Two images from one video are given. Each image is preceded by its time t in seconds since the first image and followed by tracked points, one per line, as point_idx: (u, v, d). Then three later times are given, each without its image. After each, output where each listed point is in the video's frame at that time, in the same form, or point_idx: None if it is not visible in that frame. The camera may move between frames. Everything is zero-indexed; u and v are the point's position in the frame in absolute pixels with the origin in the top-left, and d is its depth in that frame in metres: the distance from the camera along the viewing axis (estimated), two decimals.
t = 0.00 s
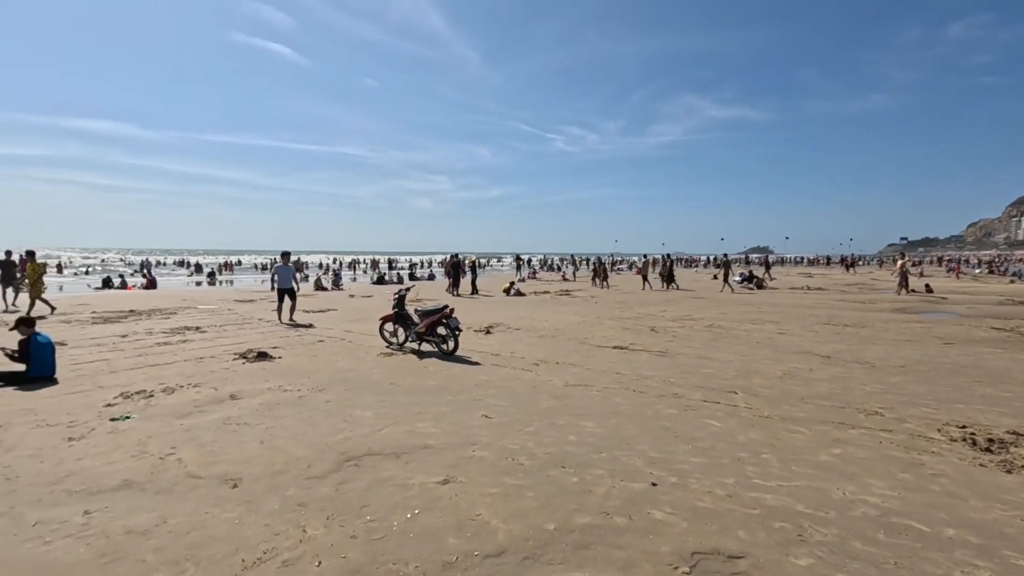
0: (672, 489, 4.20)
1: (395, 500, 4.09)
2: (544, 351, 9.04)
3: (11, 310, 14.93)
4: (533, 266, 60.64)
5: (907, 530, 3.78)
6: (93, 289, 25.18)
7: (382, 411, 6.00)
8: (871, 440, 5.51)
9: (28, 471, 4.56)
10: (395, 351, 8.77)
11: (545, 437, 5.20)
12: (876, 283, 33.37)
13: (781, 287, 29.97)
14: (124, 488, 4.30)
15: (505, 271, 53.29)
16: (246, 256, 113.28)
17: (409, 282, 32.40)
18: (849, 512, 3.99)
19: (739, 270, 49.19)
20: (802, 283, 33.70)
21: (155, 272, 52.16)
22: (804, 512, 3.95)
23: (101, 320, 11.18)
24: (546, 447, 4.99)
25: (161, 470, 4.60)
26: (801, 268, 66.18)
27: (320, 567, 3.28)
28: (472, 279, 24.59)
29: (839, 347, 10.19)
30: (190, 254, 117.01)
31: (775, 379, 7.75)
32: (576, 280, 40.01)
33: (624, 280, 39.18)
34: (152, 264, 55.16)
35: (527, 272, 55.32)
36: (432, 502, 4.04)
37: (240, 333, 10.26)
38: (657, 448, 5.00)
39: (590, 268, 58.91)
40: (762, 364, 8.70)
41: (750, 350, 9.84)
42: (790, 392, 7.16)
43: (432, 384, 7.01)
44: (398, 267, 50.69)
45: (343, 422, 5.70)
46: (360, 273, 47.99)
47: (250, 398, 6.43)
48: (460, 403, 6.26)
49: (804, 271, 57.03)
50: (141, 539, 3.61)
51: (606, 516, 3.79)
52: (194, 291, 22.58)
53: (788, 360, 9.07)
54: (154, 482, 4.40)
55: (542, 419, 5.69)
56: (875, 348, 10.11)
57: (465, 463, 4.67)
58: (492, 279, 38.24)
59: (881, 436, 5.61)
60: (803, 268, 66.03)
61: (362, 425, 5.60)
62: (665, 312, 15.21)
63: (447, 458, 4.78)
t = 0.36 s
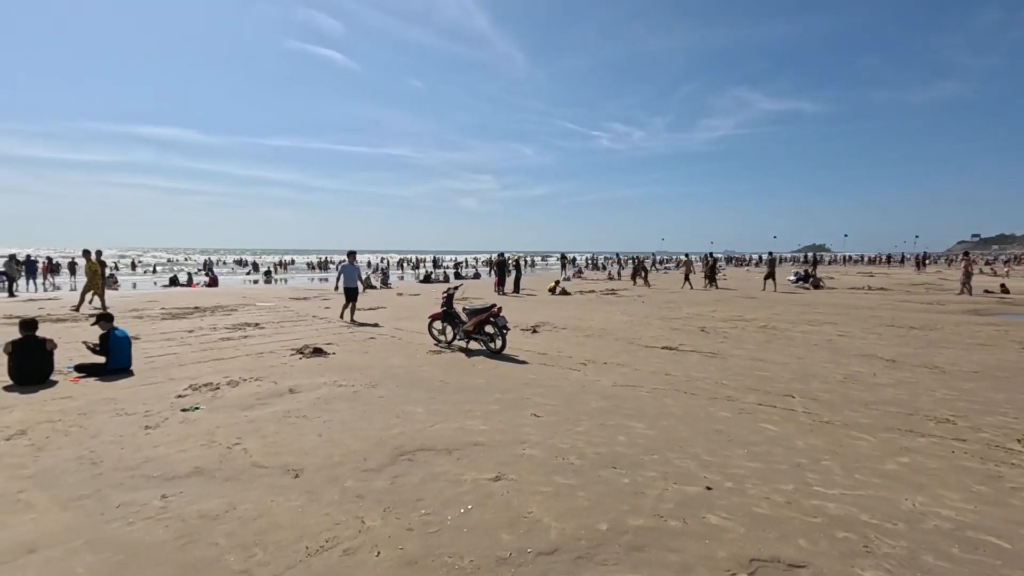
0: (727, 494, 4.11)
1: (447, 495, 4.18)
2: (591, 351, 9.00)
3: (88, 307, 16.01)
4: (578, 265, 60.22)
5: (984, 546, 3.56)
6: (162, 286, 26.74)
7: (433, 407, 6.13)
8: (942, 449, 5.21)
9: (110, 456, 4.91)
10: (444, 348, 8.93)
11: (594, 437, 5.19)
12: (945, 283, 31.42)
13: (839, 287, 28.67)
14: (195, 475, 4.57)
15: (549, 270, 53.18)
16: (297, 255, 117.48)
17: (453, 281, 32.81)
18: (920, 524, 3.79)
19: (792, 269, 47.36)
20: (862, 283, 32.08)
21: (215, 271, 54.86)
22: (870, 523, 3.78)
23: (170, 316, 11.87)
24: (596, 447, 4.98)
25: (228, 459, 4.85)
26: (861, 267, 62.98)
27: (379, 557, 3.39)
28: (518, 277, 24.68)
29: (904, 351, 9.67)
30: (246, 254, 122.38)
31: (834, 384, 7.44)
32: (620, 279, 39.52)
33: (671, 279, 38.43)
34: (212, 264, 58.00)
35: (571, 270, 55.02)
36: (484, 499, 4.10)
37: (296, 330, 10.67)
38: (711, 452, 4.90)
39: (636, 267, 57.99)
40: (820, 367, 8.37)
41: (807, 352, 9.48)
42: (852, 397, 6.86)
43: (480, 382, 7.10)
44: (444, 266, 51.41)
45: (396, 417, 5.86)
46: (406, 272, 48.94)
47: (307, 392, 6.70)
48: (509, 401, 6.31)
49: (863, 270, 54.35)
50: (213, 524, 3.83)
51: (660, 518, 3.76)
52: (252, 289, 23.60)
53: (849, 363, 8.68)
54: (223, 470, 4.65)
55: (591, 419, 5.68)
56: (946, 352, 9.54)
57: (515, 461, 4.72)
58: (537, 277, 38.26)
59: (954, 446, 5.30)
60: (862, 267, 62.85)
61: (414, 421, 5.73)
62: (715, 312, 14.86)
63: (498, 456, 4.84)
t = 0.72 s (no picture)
0: (785, 499, 4.00)
1: (498, 490, 4.24)
2: (637, 350, 8.90)
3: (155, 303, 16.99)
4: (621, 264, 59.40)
5: None
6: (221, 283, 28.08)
7: (481, 404, 6.22)
8: (1021, 459, 4.89)
9: (181, 444, 5.21)
10: (490, 346, 9.03)
11: (644, 438, 5.14)
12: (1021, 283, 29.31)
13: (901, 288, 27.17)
14: (259, 464, 4.80)
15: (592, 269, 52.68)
16: (344, 254, 120.76)
17: (495, 280, 33.00)
18: (996, 538, 3.58)
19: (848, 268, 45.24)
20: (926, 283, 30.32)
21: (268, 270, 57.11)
22: (940, 534, 3.60)
23: (229, 313, 12.45)
24: (646, 447, 4.93)
25: (288, 450, 5.07)
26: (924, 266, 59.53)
27: (434, 549, 3.48)
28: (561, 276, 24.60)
29: (975, 355, 9.10)
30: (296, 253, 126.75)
31: (897, 388, 7.10)
32: (665, 278, 38.75)
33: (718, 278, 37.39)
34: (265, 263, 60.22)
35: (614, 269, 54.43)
36: (535, 495, 4.14)
37: (346, 326, 11.01)
38: (766, 455, 4.77)
39: (681, 266, 56.71)
40: (881, 371, 8.00)
41: (867, 355, 9.07)
42: (918, 402, 6.53)
43: (527, 380, 7.14)
44: (487, 265, 51.70)
45: (445, 413, 5.97)
46: (449, 270, 49.54)
47: (359, 387, 6.91)
48: (556, 400, 6.33)
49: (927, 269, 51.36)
50: (277, 510, 4.02)
51: (714, 521, 3.70)
52: (303, 288, 23.74)
53: (914, 367, 8.25)
54: (283, 460, 4.87)
55: (640, 419, 5.63)
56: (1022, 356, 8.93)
57: (564, 459, 4.73)
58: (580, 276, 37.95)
59: None
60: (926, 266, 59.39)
61: (463, 417, 5.83)
62: (766, 313, 14.40)
63: (547, 453, 4.86)
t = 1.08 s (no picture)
0: (841, 504, 3.89)
1: (545, 486, 4.28)
2: (682, 350, 8.78)
3: (211, 300, 17.79)
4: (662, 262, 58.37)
5: None
6: (271, 281, 29.17)
7: (525, 401, 6.27)
8: None
9: (241, 434, 5.48)
10: (532, 344, 9.08)
11: (691, 438, 5.08)
12: None
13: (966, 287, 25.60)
14: (313, 454, 5.00)
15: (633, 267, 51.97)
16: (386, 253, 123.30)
17: (535, 278, 33.01)
18: None
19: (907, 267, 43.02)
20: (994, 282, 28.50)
21: (314, 269, 58.91)
22: (1010, 544, 3.43)
23: (280, 310, 12.93)
24: (694, 447, 4.88)
25: (341, 442, 5.25)
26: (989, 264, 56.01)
27: (483, 542, 3.55)
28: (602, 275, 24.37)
29: None
30: (339, 252, 130.22)
31: (961, 391, 6.76)
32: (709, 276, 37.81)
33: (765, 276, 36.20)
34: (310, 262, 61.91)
35: (654, 268, 53.61)
36: (581, 492, 4.16)
37: (391, 323, 11.28)
38: (820, 459, 4.64)
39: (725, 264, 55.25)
40: (943, 373, 7.62)
41: (927, 356, 8.65)
42: (984, 407, 6.20)
43: (570, 378, 7.16)
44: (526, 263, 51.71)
45: (490, 409, 6.05)
46: (488, 268, 49.89)
47: (406, 383, 7.07)
48: (600, 398, 6.32)
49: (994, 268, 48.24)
50: (331, 500, 4.18)
51: (767, 524, 3.63)
52: (347, 288, 22.36)
53: (980, 370, 7.82)
54: (336, 452, 5.05)
55: (687, 419, 5.56)
56: None
57: (610, 457, 4.73)
58: (621, 274, 37.46)
59: None
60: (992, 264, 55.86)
61: (508, 414, 5.90)
62: (816, 312, 13.91)
63: (593, 451, 4.87)
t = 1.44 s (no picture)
0: (915, 513, 3.69)
1: (600, 484, 4.28)
2: (738, 350, 8.53)
3: (272, 296, 18.62)
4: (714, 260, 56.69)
5: None
6: (327, 279, 30.22)
7: (577, 399, 6.27)
8: None
9: (304, 424, 5.74)
10: (583, 342, 9.05)
11: (751, 440, 4.94)
12: None
13: None
14: (372, 445, 5.18)
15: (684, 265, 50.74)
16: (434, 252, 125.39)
17: (584, 276, 32.76)
18: None
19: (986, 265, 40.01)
20: None
21: (366, 267, 60.64)
22: None
23: (337, 306, 13.41)
24: (753, 450, 4.75)
25: (398, 434, 5.42)
26: None
27: (539, 536, 3.59)
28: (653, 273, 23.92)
29: None
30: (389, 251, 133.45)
31: None
32: (765, 275, 36.40)
33: (826, 275, 34.53)
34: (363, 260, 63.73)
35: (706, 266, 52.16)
36: (637, 491, 4.13)
37: (443, 320, 11.50)
38: (892, 466, 4.42)
39: (782, 262, 53.09)
40: None
41: (1011, 361, 8.05)
42: None
43: (622, 377, 7.10)
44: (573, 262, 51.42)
45: (542, 406, 6.09)
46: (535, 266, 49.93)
47: (459, 379, 7.20)
48: (654, 398, 6.23)
49: None
50: (391, 489, 4.32)
51: (833, 531, 3.50)
52: (399, 285, 22.95)
53: None
54: (394, 444, 5.21)
55: (745, 421, 5.41)
56: None
57: (666, 457, 4.67)
58: (672, 273, 36.62)
59: None
60: None
61: (560, 411, 5.91)
62: (884, 313, 13.18)
63: (647, 451, 4.82)
